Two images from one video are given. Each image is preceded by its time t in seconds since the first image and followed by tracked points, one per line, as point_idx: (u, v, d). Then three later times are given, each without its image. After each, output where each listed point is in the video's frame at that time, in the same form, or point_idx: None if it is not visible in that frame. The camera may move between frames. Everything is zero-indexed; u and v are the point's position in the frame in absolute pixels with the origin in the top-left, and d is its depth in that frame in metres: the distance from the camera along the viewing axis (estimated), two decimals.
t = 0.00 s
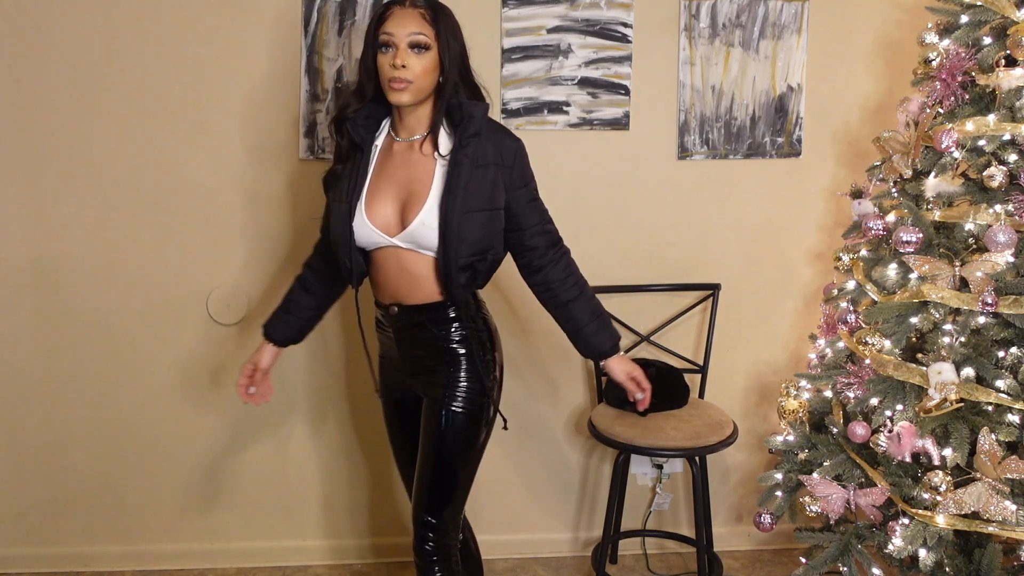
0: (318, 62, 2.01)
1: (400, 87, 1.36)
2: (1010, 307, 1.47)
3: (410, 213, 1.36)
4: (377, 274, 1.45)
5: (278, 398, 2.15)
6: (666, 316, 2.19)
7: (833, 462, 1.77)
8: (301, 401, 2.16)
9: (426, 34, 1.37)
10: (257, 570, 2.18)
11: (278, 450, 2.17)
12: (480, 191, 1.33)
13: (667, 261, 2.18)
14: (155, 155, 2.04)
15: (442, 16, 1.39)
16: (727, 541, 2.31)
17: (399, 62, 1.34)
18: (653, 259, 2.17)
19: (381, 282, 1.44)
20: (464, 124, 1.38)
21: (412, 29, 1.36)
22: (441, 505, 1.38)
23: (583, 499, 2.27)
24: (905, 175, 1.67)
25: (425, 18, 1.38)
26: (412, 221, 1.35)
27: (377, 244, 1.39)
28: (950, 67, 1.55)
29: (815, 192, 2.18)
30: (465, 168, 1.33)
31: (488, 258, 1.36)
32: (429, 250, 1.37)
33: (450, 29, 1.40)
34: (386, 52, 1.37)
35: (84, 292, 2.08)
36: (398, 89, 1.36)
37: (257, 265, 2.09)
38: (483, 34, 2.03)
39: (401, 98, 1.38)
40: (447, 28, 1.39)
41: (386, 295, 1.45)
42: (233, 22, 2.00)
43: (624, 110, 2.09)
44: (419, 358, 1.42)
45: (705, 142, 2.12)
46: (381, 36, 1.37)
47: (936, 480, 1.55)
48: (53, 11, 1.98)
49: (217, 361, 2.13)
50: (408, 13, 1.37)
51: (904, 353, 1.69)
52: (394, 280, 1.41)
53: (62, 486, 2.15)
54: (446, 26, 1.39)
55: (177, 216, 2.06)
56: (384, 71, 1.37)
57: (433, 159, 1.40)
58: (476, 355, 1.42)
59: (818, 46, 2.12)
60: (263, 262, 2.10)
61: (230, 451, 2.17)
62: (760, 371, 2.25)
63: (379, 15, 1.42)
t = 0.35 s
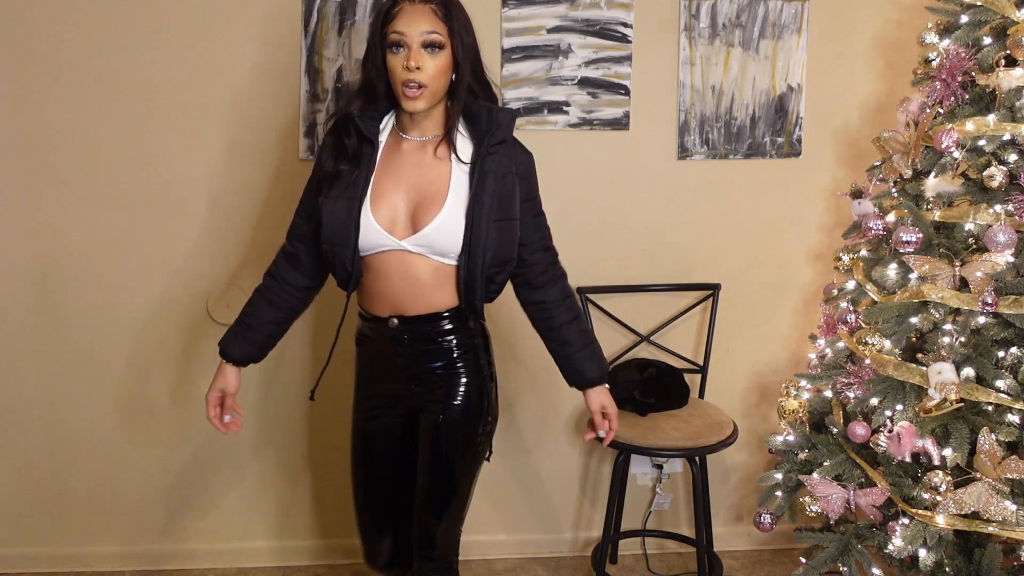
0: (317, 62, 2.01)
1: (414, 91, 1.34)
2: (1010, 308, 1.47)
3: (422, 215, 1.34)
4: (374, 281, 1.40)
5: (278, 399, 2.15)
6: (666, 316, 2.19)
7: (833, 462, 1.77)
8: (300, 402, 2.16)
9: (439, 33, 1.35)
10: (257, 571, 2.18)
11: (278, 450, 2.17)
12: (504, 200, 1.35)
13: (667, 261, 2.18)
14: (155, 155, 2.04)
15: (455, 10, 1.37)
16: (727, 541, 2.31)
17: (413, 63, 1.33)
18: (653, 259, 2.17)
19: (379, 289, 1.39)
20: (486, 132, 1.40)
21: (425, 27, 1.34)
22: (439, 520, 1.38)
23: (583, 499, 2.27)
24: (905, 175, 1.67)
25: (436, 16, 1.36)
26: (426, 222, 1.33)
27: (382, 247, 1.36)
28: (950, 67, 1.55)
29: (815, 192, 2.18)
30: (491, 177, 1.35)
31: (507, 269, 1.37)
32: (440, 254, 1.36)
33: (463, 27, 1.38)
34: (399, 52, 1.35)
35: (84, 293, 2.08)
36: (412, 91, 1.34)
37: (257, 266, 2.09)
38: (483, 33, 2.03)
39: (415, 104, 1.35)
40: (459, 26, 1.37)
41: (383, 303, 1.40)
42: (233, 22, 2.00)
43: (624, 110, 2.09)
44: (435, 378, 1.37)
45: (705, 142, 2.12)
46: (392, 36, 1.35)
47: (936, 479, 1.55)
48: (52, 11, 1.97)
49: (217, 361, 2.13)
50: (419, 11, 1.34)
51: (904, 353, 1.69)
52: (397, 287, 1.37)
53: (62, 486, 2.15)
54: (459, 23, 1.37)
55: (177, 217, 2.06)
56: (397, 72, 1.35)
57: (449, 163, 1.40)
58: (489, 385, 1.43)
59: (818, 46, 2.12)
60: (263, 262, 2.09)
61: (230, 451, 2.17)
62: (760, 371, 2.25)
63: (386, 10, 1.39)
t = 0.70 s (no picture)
0: (318, 62, 2.01)
1: (422, 93, 1.29)
2: (1010, 308, 1.47)
3: (442, 227, 1.33)
4: (385, 295, 1.35)
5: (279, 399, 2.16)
6: (666, 316, 2.19)
7: (833, 462, 1.77)
8: (300, 402, 2.16)
9: (446, 32, 1.30)
10: (257, 570, 2.18)
11: (279, 450, 2.17)
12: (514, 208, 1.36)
13: (667, 261, 2.18)
14: (155, 156, 2.04)
15: (461, 7, 1.32)
16: (727, 541, 2.31)
17: (421, 64, 1.27)
18: (653, 258, 2.17)
19: (391, 302, 1.34)
20: (493, 140, 1.40)
21: (432, 26, 1.29)
22: (439, 530, 1.39)
23: (583, 499, 2.27)
24: (905, 175, 1.67)
25: (443, 14, 1.31)
26: (448, 236, 1.32)
27: (399, 261, 1.32)
28: (950, 67, 1.55)
29: (815, 192, 2.18)
30: (504, 187, 1.35)
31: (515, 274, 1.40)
32: (459, 266, 1.35)
33: (469, 24, 1.33)
34: (404, 52, 1.29)
35: (85, 292, 2.08)
36: (419, 94, 1.29)
37: (257, 265, 2.10)
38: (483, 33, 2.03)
39: (422, 106, 1.30)
40: (467, 23, 1.33)
41: (395, 316, 1.35)
42: (233, 22, 2.00)
43: (623, 110, 2.09)
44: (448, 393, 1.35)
45: (705, 142, 2.12)
46: (396, 34, 1.29)
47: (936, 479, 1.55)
48: (52, 12, 1.97)
49: (217, 361, 2.13)
50: (425, 8, 1.29)
51: (904, 353, 1.69)
52: (413, 301, 1.33)
53: (62, 486, 2.15)
54: (465, 20, 1.33)
55: (177, 217, 2.07)
56: (402, 74, 1.29)
57: (459, 170, 1.39)
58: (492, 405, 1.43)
59: (818, 46, 2.12)
60: (263, 262, 2.10)
61: (230, 451, 2.17)
62: (760, 371, 2.25)
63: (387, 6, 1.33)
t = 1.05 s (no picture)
0: (317, 62, 2.00)
1: (424, 97, 1.28)
2: (1010, 308, 1.47)
3: (447, 235, 1.33)
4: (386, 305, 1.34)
5: (278, 398, 2.15)
6: (666, 316, 2.19)
7: (833, 462, 1.77)
8: (300, 401, 2.16)
9: (448, 33, 1.29)
10: (256, 570, 2.18)
11: (278, 450, 2.17)
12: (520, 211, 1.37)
13: (667, 261, 2.18)
14: (155, 156, 2.04)
15: (462, 8, 1.31)
16: (727, 541, 2.31)
17: (423, 68, 1.26)
18: (653, 258, 2.17)
19: (393, 313, 1.34)
20: (497, 145, 1.40)
21: (434, 28, 1.27)
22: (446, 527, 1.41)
23: (583, 499, 2.27)
24: (905, 175, 1.67)
25: (445, 15, 1.29)
26: (454, 246, 1.33)
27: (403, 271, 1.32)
28: (950, 67, 1.55)
29: (815, 192, 2.18)
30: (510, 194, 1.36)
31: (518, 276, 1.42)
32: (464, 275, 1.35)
33: (470, 26, 1.32)
34: (405, 55, 1.28)
35: (84, 292, 2.08)
36: (422, 98, 1.28)
37: (257, 265, 2.10)
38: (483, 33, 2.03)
39: (425, 110, 1.29)
40: (469, 25, 1.32)
41: (398, 326, 1.34)
42: (233, 21, 2.00)
43: (623, 110, 2.09)
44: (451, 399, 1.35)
45: (705, 142, 2.12)
46: (397, 37, 1.27)
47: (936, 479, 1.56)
48: (52, 12, 1.97)
49: (217, 361, 2.13)
50: (427, 10, 1.27)
51: (904, 353, 1.69)
52: (417, 311, 1.33)
53: (62, 486, 2.15)
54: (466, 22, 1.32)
55: (177, 217, 2.06)
56: (404, 78, 1.28)
57: (462, 175, 1.38)
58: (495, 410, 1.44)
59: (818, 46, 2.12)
60: (263, 262, 2.10)
61: (230, 450, 2.17)
62: (760, 371, 2.25)
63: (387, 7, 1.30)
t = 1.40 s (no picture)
0: (318, 62, 2.01)
1: (428, 99, 1.27)
2: (1010, 308, 1.47)
3: (454, 233, 1.30)
4: (394, 316, 1.32)
5: (278, 398, 2.16)
6: (666, 316, 2.19)
7: (833, 462, 1.77)
8: (300, 401, 2.16)
9: (452, 34, 1.28)
10: (257, 570, 2.18)
11: (279, 449, 2.18)
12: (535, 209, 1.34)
13: (667, 261, 2.18)
14: (155, 156, 2.04)
15: (466, 8, 1.31)
16: (727, 541, 2.31)
17: (427, 70, 1.25)
18: (653, 258, 2.17)
19: (401, 324, 1.32)
20: (508, 144, 1.38)
21: (437, 29, 1.26)
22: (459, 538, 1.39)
23: (583, 499, 2.27)
24: (905, 175, 1.67)
25: (448, 16, 1.29)
26: (460, 242, 1.29)
27: (409, 272, 1.29)
28: (950, 67, 1.54)
29: (815, 192, 2.18)
30: (522, 192, 1.32)
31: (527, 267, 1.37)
32: (472, 276, 1.32)
33: (474, 25, 1.32)
34: (408, 58, 1.27)
35: (85, 292, 2.08)
36: (427, 101, 1.27)
37: (257, 265, 2.10)
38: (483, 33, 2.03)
39: (430, 112, 1.29)
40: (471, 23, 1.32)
41: (407, 340, 1.32)
42: (233, 22, 2.00)
43: (623, 110, 2.09)
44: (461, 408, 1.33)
45: (705, 142, 2.12)
46: (400, 40, 1.27)
47: (936, 479, 1.56)
48: (52, 12, 1.98)
49: (217, 360, 2.13)
50: (429, 12, 1.27)
51: (904, 353, 1.69)
52: (425, 319, 1.31)
53: (62, 485, 2.15)
54: (469, 20, 1.32)
55: (177, 216, 2.07)
56: (408, 80, 1.27)
57: (470, 177, 1.37)
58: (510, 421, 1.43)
59: (818, 46, 2.12)
60: (263, 262, 2.10)
61: (230, 450, 2.17)
62: (760, 371, 2.25)
63: (388, 10, 1.30)
